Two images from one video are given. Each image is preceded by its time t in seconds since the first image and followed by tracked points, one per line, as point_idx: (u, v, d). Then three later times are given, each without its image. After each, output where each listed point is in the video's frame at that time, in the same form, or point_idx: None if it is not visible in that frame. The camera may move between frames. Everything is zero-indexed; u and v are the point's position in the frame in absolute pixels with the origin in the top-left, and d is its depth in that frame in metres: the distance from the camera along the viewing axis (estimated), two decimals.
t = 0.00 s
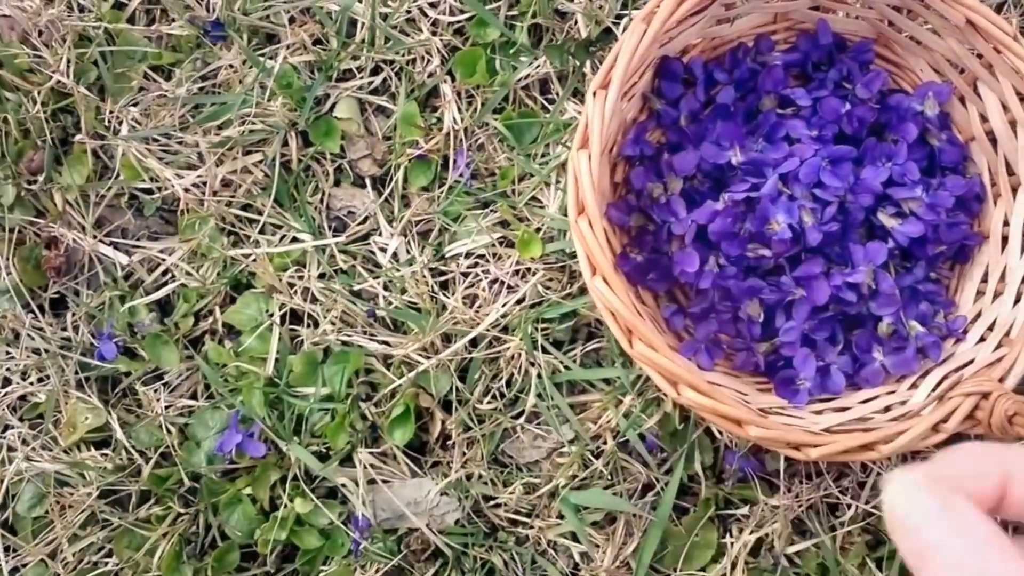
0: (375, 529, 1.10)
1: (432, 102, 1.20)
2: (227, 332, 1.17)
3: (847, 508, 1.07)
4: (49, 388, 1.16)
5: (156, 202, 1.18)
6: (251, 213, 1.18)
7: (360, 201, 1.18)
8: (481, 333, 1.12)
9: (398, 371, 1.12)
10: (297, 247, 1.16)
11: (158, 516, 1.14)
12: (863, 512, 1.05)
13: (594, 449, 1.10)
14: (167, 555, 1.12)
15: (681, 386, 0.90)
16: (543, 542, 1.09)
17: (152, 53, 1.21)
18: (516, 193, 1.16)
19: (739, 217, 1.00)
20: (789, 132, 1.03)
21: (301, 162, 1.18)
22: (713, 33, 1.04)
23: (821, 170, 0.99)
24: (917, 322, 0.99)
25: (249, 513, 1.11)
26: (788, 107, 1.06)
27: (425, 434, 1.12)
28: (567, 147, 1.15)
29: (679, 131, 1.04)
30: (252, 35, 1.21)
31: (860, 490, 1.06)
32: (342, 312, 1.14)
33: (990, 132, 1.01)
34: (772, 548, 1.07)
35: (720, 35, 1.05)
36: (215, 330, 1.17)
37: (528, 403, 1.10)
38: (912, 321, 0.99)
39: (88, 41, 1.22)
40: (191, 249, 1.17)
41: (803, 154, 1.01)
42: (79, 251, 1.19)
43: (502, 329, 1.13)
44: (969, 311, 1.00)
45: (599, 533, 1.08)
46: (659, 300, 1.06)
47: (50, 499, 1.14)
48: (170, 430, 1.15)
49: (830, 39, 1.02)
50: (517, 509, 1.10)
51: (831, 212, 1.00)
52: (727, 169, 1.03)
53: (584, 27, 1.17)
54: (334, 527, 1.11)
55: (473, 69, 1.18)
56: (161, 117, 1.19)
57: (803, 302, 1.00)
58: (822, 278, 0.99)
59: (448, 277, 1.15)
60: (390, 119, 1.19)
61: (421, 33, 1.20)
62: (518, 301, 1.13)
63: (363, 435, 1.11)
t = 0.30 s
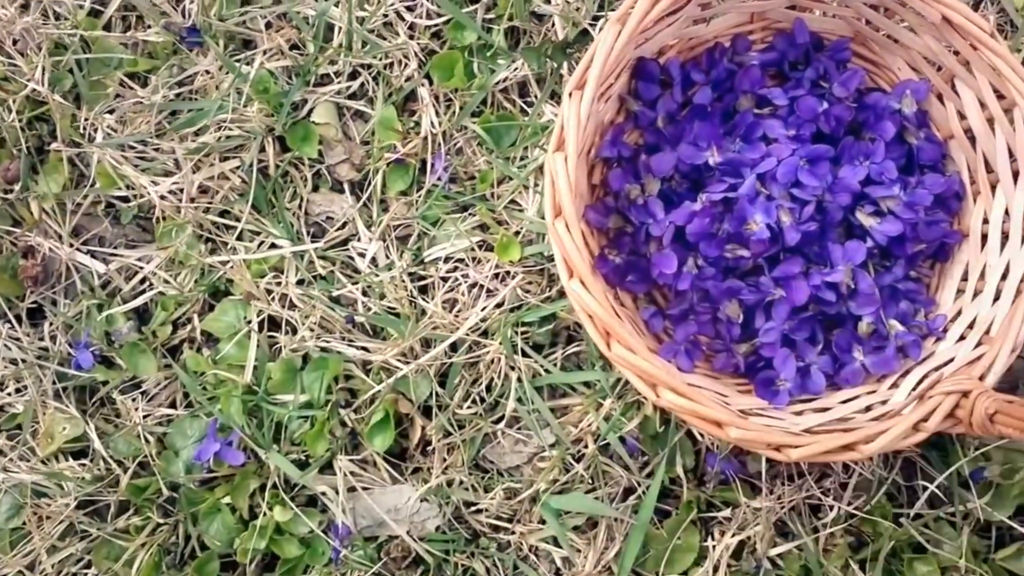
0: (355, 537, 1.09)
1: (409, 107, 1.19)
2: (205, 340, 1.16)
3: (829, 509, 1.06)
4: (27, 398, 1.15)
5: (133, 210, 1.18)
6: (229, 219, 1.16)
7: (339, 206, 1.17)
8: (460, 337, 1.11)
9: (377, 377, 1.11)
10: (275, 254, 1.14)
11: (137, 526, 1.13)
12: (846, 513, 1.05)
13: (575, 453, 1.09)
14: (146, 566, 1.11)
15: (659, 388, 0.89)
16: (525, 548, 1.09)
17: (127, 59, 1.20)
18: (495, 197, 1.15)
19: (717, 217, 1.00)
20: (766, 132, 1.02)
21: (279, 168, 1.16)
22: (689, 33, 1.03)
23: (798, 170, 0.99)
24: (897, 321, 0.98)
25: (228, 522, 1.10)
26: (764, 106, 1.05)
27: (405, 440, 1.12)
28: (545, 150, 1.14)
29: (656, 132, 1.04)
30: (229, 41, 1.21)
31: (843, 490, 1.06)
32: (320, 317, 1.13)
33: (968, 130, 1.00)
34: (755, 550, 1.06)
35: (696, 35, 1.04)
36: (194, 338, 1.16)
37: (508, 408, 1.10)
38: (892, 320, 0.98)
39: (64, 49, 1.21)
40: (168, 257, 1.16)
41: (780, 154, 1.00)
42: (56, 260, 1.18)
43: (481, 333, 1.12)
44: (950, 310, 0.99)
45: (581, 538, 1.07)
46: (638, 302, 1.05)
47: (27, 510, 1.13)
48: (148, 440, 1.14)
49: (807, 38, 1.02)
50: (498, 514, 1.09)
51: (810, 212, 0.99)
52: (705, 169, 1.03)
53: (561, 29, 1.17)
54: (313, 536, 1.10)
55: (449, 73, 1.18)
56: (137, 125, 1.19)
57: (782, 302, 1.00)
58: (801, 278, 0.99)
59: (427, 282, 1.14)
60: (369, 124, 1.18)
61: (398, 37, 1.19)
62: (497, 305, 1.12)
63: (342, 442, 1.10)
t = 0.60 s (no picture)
0: (326, 548, 1.08)
1: (378, 114, 1.18)
2: (174, 351, 1.15)
3: (802, 512, 1.06)
4: None
5: (101, 221, 1.16)
6: (198, 229, 1.15)
7: (308, 214, 1.16)
8: (431, 344, 1.10)
9: (348, 386, 1.10)
10: (243, 263, 1.13)
11: (106, 540, 1.11)
12: (819, 516, 1.05)
13: (547, 460, 1.08)
14: None
15: (628, 394, 0.87)
16: (498, 556, 1.08)
17: (94, 70, 1.19)
18: (465, 204, 1.14)
19: (686, 221, 0.99)
20: (734, 135, 1.01)
21: (247, 177, 1.15)
22: (656, 37, 1.03)
23: (767, 173, 0.97)
24: (867, 323, 0.98)
25: (199, 535, 1.09)
26: (733, 109, 1.04)
27: (376, 449, 1.10)
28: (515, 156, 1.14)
29: (624, 136, 1.03)
30: (196, 49, 1.19)
31: (816, 494, 1.06)
32: (289, 327, 1.12)
33: (938, 131, 1.00)
34: (728, 555, 1.06)
35: (663, 39, 1.04)
36: (163, 349, 1.15)
37: (479, 415, 1.09)
38: (862, 321, 0.98)
39: (30, 60, 1.19)
40: (137, 267, 1.15)
41: (748, 157, 0.99)
42: (24, 273, 1.16)
43: (452, 340, 1.11)
44: (922, 311, 0.98)
45: (554, 545, 1.07)
46: (607, 307, 1.04)
47: None
48: (117, 452, 1.13)
49: (775, 40, 1.01)
50: (471, 523, 1.08)
51: (779, 214, 0.98)
52: (673, 173, 1.02)
53: (529, 34, 1.16)
54: (285, 547, 1.09)
55: (418, 79, 1.17)
56: (103, 135, 1.17)
57: (752, 305, 0.99)
58: (771, 281, 0.98)
59: (397, 289, 1.13)
60: (338, 132, 1.17)
61: (366, 43, 1.18)
62: (468, 312, 1.12)
63: (313, 452, 1.09)
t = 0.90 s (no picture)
0: (288, 562, 1.07)
1: (340, 124, 1.16)
2: (135, 365, 1.13)
3: (767, 519, 1.05)
4: None
5: (60, 235, 1.14)
6: (157, 242, 1.14)
7: (270, 225, 1.14)
8: (393, 355, 1.09)
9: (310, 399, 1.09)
10: (203, 276, 1.12)
11: (67, 556, 1.09)
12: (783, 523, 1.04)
13: (511, 470, 1.07)
14: None
15: (587, 402, 0.86)
16: (461, 568, 1.07)
17: (52, 83, 1.16)
18: (428, 213, 1.12)
19: (645, 228, 0.98)
20: (693, 141, 1.01)
21: (206, 189, 1.14)
22: (615, 43, 1.02)
23: (725, 179, 0.97)
24: (827, 328, 0.97)
25: (160, 550, 1.08)
26: (692, 116, 1.03)
27: (339, 462, 1.09)
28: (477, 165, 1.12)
29: (583, 144, 1.03)
30: (154, 61, 1.18)
31: (780, 500, 1.05)
32: (249, 339, 1.10)
33: (897, 134, 0.99)
34: (692, 564, 1.05)
35: (623, 47, 1.03)
36: (124, 364, 1.13)
37: (442, 426, 1.08)
38: (822, 327, 0.98)
39: None
40: (96, 281, 1.13)
41: (707, 163, 0.98)
42: None
43: (415, 350, 1.10)
44: (883, 316, 0.98)
45: (519, 556, 1.06)
46: (570, 315, 1.04)
47: None
48: (77, 468, 1.11)
49: (733, 46, 1.00)
50: (434, 535, 1.08)
51: (737, 220, 0.97)
52: (633, 180, 1.01)
53: (489, 43, 1.15)
54: (247, 562, 1.08)
55: (378, 88, 1.15)
56: (60, 148, 1.16)
57: (712, 311, 0.98)
58: (730, 287, 0.98)
59: (360, 300, 1.12)
60: (299, 142, 1.16)
61: (326, 53, 1.17)
62: (431, 321, 1.10)
63: (275, 465, 1.08)
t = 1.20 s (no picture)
0: None
1: (297, 135, 1.12)
2: (90, 383, 1.10)
3: (726, 527, 1.04)
4: None
5: (13, 254, 1.10)
6: (112, 257, 1.11)
7: (226, 238, 1.10)
8: (351, 369, 1.05)
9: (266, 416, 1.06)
10: (157, 290, 1.08)
11: None
12: (741, 530, 1.03)
13: (471, 483, 1.04)
14: None
15: (532, 415, 0.85)
16: None
17: (3, 97, 1.13)
18: (387, 223, 1.08)
19: (595, 238, 0.98)
20: (644, 150, 1.00)
21: (160, 202, 1.10)
22: (566, 54, 1.01)
23: (674, 188, 0.97)
24: (778, 335, 0.98)
25: (116, 571, 1.05)
26: (643, 126, 1.02)
27: (298, 478, 1.06)
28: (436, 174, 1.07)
29: (536, 155, 1.01)
30: (108, 72, 1.14)
31: (740, 507, 1.04)
32: (203, 354, 1.07)
33: (848, 142, 0.99)
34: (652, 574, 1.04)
35: (575, 56, 1.02)
36: (80, 381, 1.10)
37: (401, 440, 1.04)
38: (774, 333, 0.98)
39: None
40: (50, 297, 1.10)
41: (657, 172, 0.98)
42: None
43: (373, 363, 1.06)
44: (837, 322, 0.98)
45: (478, 570, 1.03)
46: (526, 326, 1.02)
47: None
48: (32, 487, 1.09)
49: (684, 56, 1.00)
50: (393, 550, 1.04)
51: (685, 230, 0.98)
52: (585, 190, 1.00)
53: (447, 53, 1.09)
54: None
55: (335, 98, 1.10)
56: (13, 163, 1.13)
57: (664, 320, 0.98)
58: (682, 295, 0.98)
59: (318, 313, 1.08)
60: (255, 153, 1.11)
61: (281, 62, 1.12)
62: (388, 334, 1.06)
63: (230, 483, 1.05)
